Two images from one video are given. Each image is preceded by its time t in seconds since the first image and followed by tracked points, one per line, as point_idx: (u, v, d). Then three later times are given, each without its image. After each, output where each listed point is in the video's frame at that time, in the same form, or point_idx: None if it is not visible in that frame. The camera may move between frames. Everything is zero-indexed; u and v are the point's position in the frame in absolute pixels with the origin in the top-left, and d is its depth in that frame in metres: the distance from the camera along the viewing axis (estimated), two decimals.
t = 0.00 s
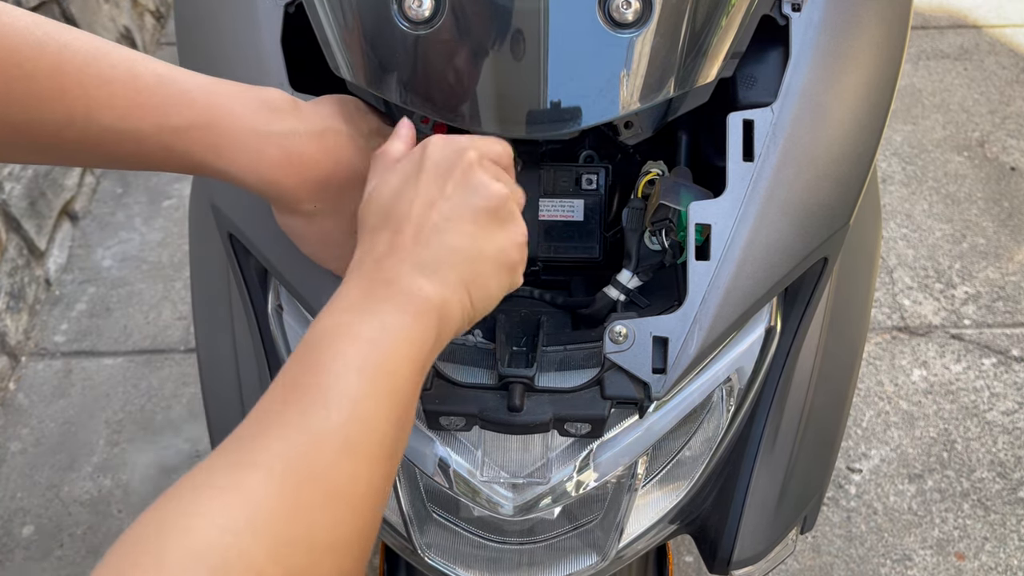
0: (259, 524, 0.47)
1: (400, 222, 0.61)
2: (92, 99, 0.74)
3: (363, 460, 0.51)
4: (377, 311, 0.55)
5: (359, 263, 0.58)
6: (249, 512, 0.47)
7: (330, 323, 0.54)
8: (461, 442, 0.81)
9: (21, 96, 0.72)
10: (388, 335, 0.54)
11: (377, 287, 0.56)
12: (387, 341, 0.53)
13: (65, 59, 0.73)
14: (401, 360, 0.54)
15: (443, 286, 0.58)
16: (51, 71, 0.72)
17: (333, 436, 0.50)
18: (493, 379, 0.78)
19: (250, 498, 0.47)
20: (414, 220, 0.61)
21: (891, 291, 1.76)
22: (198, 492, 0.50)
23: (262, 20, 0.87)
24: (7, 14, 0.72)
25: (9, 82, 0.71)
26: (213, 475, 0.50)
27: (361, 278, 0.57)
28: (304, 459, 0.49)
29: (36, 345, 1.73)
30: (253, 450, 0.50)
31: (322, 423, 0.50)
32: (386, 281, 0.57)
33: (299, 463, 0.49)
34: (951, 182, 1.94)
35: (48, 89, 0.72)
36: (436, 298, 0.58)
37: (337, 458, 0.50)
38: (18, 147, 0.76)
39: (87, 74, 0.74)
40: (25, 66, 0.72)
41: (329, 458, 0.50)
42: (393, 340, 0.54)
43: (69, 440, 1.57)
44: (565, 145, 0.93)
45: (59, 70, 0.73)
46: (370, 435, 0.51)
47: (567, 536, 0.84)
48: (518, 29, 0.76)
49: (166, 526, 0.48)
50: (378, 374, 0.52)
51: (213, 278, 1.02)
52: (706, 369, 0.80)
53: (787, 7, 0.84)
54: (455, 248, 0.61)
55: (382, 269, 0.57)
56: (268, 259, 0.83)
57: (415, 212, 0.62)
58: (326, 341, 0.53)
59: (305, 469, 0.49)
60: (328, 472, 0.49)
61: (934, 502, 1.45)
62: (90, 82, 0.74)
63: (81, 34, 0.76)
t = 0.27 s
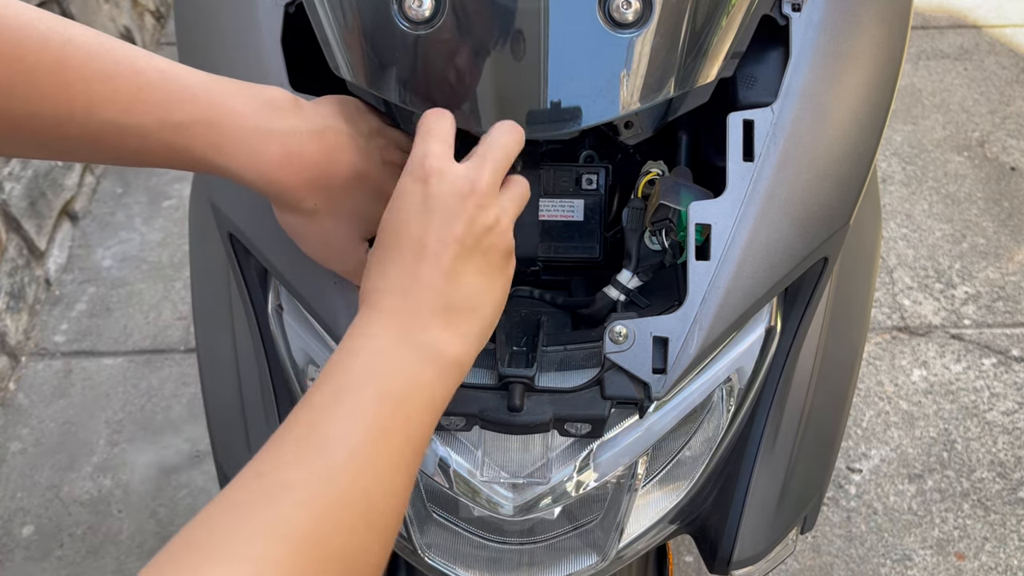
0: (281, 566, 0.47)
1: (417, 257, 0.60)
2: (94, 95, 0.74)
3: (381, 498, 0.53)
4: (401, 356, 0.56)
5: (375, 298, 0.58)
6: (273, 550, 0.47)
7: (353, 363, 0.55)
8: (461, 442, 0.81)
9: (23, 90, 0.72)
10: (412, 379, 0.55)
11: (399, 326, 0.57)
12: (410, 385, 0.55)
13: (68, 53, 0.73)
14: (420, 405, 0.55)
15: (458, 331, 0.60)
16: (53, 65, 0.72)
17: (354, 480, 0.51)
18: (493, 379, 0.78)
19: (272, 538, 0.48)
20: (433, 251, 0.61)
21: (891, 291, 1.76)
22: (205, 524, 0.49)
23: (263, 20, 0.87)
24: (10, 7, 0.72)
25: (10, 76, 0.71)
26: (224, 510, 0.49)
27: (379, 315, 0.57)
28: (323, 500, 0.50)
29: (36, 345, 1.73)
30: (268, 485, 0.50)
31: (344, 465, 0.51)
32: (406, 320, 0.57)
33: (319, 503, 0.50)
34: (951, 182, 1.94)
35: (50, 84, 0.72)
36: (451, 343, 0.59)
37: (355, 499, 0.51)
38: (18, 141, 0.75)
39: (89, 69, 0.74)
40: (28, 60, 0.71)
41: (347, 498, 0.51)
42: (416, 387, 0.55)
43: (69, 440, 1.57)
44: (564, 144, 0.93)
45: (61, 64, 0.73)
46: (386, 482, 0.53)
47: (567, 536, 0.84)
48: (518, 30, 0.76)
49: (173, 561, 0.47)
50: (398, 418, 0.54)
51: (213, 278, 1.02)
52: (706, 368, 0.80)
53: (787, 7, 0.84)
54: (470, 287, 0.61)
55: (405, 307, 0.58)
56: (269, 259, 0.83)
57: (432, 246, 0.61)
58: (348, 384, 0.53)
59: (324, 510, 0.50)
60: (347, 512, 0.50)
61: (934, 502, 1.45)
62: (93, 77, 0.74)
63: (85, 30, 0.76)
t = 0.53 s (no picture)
0: None
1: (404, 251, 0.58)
2: (97, 95, 0.73)
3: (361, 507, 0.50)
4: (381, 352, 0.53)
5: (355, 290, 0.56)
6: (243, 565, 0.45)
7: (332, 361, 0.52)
8: (461, 442, 0.81)
9: (25, 90, 0.71)
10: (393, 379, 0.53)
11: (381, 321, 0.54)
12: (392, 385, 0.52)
13: (70, 52, 0.73)
14: (402, 407, 0.53)
15: (450, 327, 0.57)
16: (55, 65, 0.72)
17: (332, 487, 0.49)
18: (493, 379, 0.78)
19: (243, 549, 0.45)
20: (418, 243, 0.59)
21: (891, 291, 1.76)
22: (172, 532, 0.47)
23: (263, 20, 0.87)
24: (11, 5, 0.71)
25: (11, 76, 0.70)
26: (194, 519, 0.47)
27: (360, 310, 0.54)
28: (300, 509, 0.47)
29: (36, 345, 1.73)
30: (240, 492, 0.47)
31: (324, 471, 0.49)
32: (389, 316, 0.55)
33: (296, 512, 0.47)
34: (951, 182, 1.94)
35: (52, 84, 0.72)
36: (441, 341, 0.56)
37: (333, 507, 0.48)
38: (19, 142, 0.75)
39: (91, 69, 0.73)
40: (30, 59, 0.71)
41: (324, 507, 0.48)
42: (397, 386, 0.53)
43: (69, 440, 1.57)
44: (564, 145, 0.93)
45: (63, 64, 0.72)
46: (366, 490, 0.50)
47: (567, 536, 0.84)
48: (519, 30, 0.76)
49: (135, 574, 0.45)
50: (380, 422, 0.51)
51: (213, 278, 1.02)
52: (706, 368, 0.80)
53: (788, 7, 0.84)
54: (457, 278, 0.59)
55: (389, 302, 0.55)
56: (269, 258, 0.83)
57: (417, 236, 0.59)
58: (327, 385, 0.51)
59: (299, 520, 0.47)
60: (323, 522, 0.48)
61: (934, 502, 1.45)
62: (95, 77, 0.73)
63: (86, 30, 0.76)
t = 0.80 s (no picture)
0: None
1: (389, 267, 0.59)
2: (96, 97, 0.73)
3: (342, 514, 0.50)
4: (361, 362, 0.53)
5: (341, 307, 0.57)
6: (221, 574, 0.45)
7: (314, 371, 0.53)
8: (461, 442, 0.81)
9: (24, 93, 0.71)
10: (372, 387, 0.53)
11: (363, 331, 0.55)
12: (372, 395, 0.53)
13: (68, 55, 0.73)
14: (382, 416, 0.53)
15: (432, 341, 0.57)
16: (53, 68, 0.72)
17: (313, 497, 0.49)
18: (493, 379, 0.78)
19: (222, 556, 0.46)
20: (407, 260, 0.59)
21: (891, 291, 1.76)
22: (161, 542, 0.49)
23: (263, 20, 0.87)
24: (8, 8, 0.71)
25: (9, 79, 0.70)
26: (180, 530, 0.48)
27: (346, 322, 0.56)
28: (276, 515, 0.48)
29: (36, 345, 1.73)
30: (224, 501, 0.49)
31: (305, 483, 0.49)
32: (374, 326, 0.55)
33: (277, 520, 0.48)
34: (951, 182, 1.94)
35: (53, 87, 0.72)
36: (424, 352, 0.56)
37: (309, 514, 0.48)
38: (19, 146, 0.75)
39: (90, 71, 0.73)
40: (28, 63, 0.71)
41: (303, 515, 0.48)
42: (376, 394, 0.53)
43: (69, 440, 1.58)
44: (565, 145, 0.93)
45: (62, 66, 0.72)
46: (345, 500, 0.50)
47: (567, 536, 0.84)
48: (519, 29, 0.76)
49: None
50: (360, 432, 0.51)
51: (213, 278, 1.02)
52: (706, 368, 0.80)
53: (788, 7, 0.84)
54: (445, 294, 0.59)
55: (373, 314, 0.56)
56: (269, 258, 0.83)
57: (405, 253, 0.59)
58: (307, 395, 0.52)
59: (279, 527, 0.48)
60: (303, 529, 0.48)
61: (934, 502, 1.45)
62: (94, 79, 0.73)
63: (83, 32, 0.76)
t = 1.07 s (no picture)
0: (222, 575, 0.45)
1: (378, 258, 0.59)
2: (96, 98, 0.73)
3: (328, 503, 0.50)
4: (350, 347, 0.54)
5: (329, 295, 0.57)
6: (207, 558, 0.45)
7: (303, 355, 0.53)
8: (461, 442, 0.81)
9: (25, 94, 0.71)
10: (361, 375, 0.53)
11: (353, 316, 0.55)
12: (360, 382, 0.53)
13: (68, 55, 0.73)
14: (368, 403, 0.53)
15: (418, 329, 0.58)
16: (53, 68, 0.72)
17: (299, 483, 0.49)
18: (493, 379, 0.78)
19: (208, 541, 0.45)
20: (401, 249, 0.60)
21: (891, 291, 1.76)
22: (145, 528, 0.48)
23: (263, 20, 0.87)
24: (7, 9, 0.71)
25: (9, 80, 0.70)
26: (164, 515, 0.47)
27: (334, 307, 0.56)
28: (262, 499, 0.47)
29: (36, 345, 1.73)
30: (211, 485, 0.48)
31: (294, 465, 0.49)
32: (362, 312, 0.56)
33: (263, 504, 0.47)
34: (951, 182, 1.94)
35: (53, 87, 0.72)
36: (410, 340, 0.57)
37: (295, 500, 0.48)
38: (19, 147, 0.75)
39: (90, 72, 0.73)
40: (28, 63, 0.71)
41: (289, 500, 0.48)
42: (364, 381, 0.53)
43: (69, 440, 1.58)
44: (565, 145, 0.93)
45: (62, 67, 0.72)
46: (330, 486, 0.50)
47: (567, 536, 0.84)
48: (519, 29, 0.75)
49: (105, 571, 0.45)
50: (347, 417, 0.52)
51: (213, 278, 1.02)
52: (706, 368, 0.80)
53: (787, 7, 0.84)
54: (433, 290, 0.60)
55: (361, 302, 0.56)
56: (269, 258, 0.83)
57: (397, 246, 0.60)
58: (295, 379, 0.52)
59: (266, 513, 0.47)
60: (289, 515, 0.48)
61: (934, 502, 1.45)
62: (94, 80, 0.73)
63: (83, 33, 0.76)
